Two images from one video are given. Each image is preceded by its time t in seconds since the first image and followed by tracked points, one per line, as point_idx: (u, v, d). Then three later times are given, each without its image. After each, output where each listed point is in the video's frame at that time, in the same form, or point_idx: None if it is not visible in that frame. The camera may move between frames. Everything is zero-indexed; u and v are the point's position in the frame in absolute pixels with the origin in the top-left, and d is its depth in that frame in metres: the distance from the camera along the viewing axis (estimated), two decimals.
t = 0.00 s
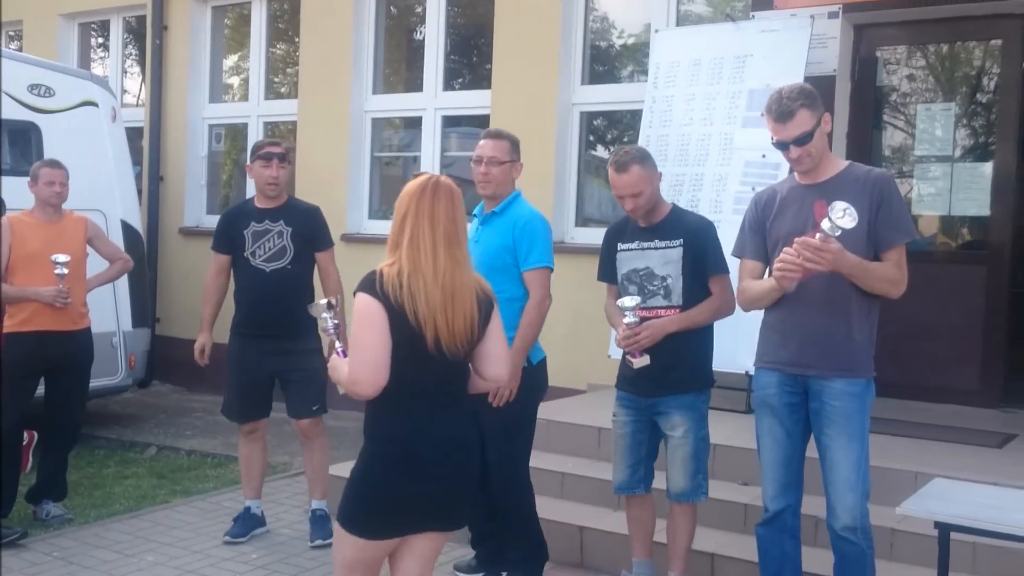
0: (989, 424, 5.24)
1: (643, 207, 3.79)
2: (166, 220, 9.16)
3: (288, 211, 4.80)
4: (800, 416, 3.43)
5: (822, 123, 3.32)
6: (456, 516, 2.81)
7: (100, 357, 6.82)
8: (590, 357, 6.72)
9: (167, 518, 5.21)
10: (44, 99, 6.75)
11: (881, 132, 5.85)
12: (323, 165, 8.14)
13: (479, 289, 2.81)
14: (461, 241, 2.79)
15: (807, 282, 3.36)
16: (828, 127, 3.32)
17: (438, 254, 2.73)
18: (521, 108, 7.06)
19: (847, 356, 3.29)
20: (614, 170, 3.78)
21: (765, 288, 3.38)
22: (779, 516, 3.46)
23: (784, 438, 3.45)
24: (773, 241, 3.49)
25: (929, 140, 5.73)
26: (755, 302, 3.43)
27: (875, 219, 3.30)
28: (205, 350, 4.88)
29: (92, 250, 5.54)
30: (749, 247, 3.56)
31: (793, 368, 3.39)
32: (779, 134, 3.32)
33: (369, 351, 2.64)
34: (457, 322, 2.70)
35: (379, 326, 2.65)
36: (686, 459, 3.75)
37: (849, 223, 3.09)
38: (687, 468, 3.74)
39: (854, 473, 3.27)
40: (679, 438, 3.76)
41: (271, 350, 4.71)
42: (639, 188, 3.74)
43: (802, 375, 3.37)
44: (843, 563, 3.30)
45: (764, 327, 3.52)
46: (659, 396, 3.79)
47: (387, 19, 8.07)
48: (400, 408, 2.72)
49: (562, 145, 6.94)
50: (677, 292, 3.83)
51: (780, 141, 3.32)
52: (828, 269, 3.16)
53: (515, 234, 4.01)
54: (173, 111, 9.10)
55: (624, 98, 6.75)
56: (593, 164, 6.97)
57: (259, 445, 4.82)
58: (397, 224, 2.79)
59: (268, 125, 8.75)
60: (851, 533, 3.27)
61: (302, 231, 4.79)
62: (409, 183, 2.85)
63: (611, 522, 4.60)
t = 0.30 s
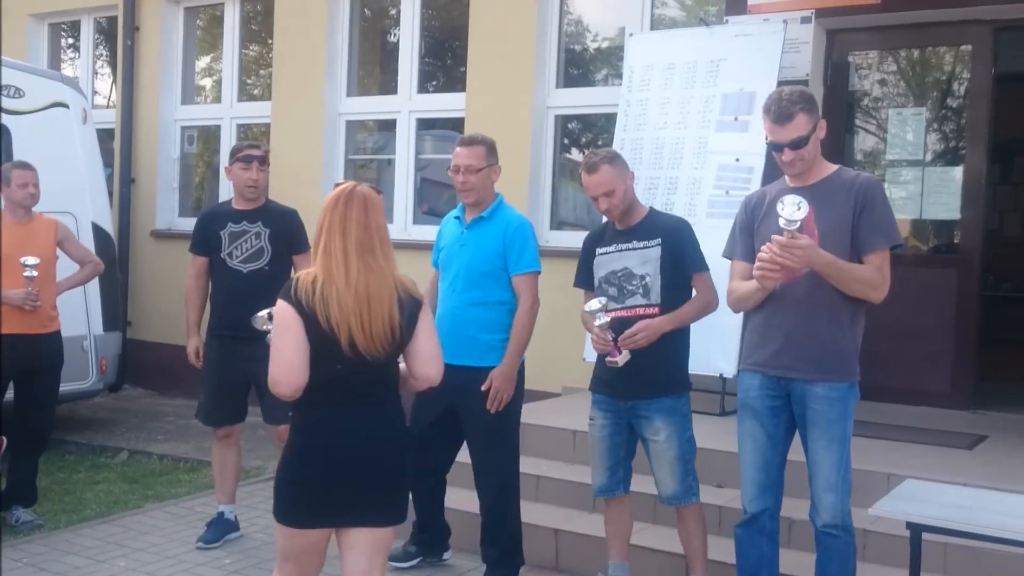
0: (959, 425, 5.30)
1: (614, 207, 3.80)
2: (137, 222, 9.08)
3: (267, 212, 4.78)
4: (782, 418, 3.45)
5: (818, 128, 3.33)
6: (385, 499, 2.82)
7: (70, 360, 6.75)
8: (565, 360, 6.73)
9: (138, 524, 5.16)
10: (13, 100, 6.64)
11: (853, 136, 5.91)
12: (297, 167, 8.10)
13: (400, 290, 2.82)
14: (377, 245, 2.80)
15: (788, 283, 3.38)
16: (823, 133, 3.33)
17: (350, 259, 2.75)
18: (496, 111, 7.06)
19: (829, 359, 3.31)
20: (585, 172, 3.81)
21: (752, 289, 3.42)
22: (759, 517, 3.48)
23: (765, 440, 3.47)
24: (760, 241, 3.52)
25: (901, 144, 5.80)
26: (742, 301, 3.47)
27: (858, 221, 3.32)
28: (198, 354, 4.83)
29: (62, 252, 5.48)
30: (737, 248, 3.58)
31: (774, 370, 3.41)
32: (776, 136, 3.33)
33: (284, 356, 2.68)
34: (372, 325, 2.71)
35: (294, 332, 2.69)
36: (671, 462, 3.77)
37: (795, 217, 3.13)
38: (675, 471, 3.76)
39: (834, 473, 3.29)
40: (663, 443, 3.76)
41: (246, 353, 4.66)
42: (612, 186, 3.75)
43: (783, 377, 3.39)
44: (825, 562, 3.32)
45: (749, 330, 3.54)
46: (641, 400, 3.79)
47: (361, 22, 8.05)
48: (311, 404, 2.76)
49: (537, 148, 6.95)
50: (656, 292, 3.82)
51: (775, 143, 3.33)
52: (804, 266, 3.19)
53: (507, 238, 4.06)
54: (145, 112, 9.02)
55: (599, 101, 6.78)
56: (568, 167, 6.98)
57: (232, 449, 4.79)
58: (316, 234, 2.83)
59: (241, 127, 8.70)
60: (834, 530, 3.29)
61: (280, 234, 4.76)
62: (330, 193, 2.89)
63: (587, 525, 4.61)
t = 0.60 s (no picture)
0: (927, 423, 5.35)
1: (610, 208, 3.81)
2: (105, 223, 8.99)
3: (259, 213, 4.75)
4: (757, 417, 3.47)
5: (808, 129, 3.34)
6: (311, 483, 3.16)
7: (36, 362, 6.66)
8: (536, 360, 6.74)
9: (107, 526, 5.12)
10: None
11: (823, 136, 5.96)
12: (267, 167, 8.05)
13: (306, 280, 3.07)
14: (281, 240, 3.07)
15: (766, 282, 3.39)
16: (812, 134, 3.35)
17: (253, 252, 3.04)
18: (467, 111, 7.06)
19: (804, 360, 3.33)
20: (584, 170, 3.79)
21: (729, 285, 3.43)
22: (731, 515, 3.49)
23: (739, 438, 3.49)
24: (742, 235, 3.52)
25: (870, 144, 5.85)
26: (720, 297, 3.48)
27: (839, 223, 3.32)
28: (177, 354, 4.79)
29: (29, 252, 5.41)
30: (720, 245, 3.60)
31: (749, 368, 3.43)
32: (765, 135, 3.34)
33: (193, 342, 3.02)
34: (270, 313, 2.99)
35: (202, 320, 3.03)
36: (653, 467, 3.76)
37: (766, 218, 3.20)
38: (657, 476, 3.74)
39: (807, 473, 3.32)
40: (645, 447, 3.77)
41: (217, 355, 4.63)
42: (609, 187, 3.76)
43: (758, 376, 3.41)
44: (797, 560, 3.34)
45: (728, 328, 3.55)
46: (624, 402, 3.79)
47: (331, 21, 8.02)
48: (234, 390, 3.07)
49: (508, 148, 6.95)
50: (645, 292, 3.80)
51: (764, 141, 3.35)
52: (779, 266, 3.21)
53: (459, 241, 4.19)
54: (113, 112, 8.94)
55: (571, 101, 6.79)
56: (539, 167, 6.99)
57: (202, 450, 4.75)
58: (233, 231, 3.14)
59: (210, 127, 8.63)
60: (806, 528, 3.32)
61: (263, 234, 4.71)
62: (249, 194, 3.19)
63: (559, 524, 4.61)
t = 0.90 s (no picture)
0: (897, 422, 5.39)
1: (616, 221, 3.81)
2: (74, 223, 8.90)
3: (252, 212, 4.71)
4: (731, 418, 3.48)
5: (785, 132, 3.35)
6: (274, 475, 3.27)
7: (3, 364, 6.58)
8: (510, 361, 6.74)
9: (75, 530, 5.06)
10: None
11: (796, 137, 5.99)
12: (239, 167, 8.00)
13: (255, 279, 3.14)
14: (232, 239, 3.16)
15: (740, 283, 3.40)
16: (790, 137, 3.35)
17: (205, 252, 3.14)
18: (440, 112, 7.04)
19: (776, 361, 3.34)
20: (599, 179, 3.74)
21: (704, 285, 3.43)
22: (703, 516, 3.50)
23: (712, 439, 3.50)
24: (717, 237, 3.53)
25: (843, 145, 5.89)
26: (695, 297, 3.48)
27: (813, 226, 3.34)
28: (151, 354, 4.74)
29: None
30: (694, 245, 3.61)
31: (722, 369, 3.43)
32: (743, 137, 3.35)
33: (147, 335, 3.17)
34: (213, 308, 3.08)
35: (156, 315, 3.17)
36: (642, 469, 3.78)
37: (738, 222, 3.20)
38: (646, 478, 3.76)
39: (779, 473, 3.33)
40: (635, 448, 3.78)
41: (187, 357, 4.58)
42: (620, 203, 3.75)
43: (730, 376, 3.41)
44: (767, 560, 3.36)
45: (702, 329, 3.55)
46: (615, 403, 3.79)
47: (304, 21, 7.98)
48: (202, 387, 3.15)
49: (481, 148, 6.94)
50: (638, 299, 3.78)
51: (740, 142, 3.36)
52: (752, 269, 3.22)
53: (422, 230, 4.24)
54: (82, 111, 8.85)
55: (545, 101, 6.78)
56: (513, 167, 6.98)
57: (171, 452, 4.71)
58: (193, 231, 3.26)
59: (181, 126, 8.57)
60: (777, 528, 3.33)
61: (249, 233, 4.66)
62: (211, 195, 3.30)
63: (532, 525, 4.61)
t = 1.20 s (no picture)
0: (875, 420, 5.41)
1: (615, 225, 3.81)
2: (50, 221, 8.82)
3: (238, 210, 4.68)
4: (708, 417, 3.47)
5: (760, 130, 3.35)
6: (251, 462, 3.36)
7: None
8: (489, 360, 6.72)
9: (49, 530, 5.01)
10: None
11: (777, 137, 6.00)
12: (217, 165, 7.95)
13: (250, 276, 3.27)
14: (231, 235, 3.28)
15: (716, 281, 3.40)
16: (766, 135, 3.35)
17: (203, 245, 3.24)
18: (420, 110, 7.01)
19: (753, 360, 3.34)
20: (592, 188, 3.72)
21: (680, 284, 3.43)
22: (681, 514, 3.49)
23: (688, 438, 3.49)
24: (693, 236, 3.52)
25: (823, 145, 5.90)
26: (671, 295, 3.47)
27: (789, 224, 3.34)
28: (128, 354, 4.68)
29: None
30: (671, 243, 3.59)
31: (699, 367, 3.43)
32: (719, 135, 3.34)
33: (141, 323, 3.24)
34: (214, 302, 3.19)
35: (150, 304, 3.24)
36: (629, 468, 3.77)
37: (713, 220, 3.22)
38: (631, 477, 3.76)
39: (756, 471, 3.32)
40: (621, 446, 3.77)
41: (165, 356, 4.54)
42: (615, 210, 3.75)
43: (707, 375, 3.41)
44: (744, 558, 3.35)
45: (679, 327, 3.54)
46: (601, 401, 3.78)
47: (282, 18, 7.94)
48: (185, 371, 3.26)
49: (461, 147, 6.92)
50: (634, 301, 3.78)
51: (716, 140, 3.35)
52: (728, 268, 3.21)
53: (412, 228, 4.22)
54: (58, 108, 8.78)
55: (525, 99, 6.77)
56: (493, 166, 6.97)
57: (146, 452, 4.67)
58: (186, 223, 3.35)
59: (158, 124, 8.50)
60: (754, 527, 3.32)
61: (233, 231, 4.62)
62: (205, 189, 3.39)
63: (511, 525, 4.59)
